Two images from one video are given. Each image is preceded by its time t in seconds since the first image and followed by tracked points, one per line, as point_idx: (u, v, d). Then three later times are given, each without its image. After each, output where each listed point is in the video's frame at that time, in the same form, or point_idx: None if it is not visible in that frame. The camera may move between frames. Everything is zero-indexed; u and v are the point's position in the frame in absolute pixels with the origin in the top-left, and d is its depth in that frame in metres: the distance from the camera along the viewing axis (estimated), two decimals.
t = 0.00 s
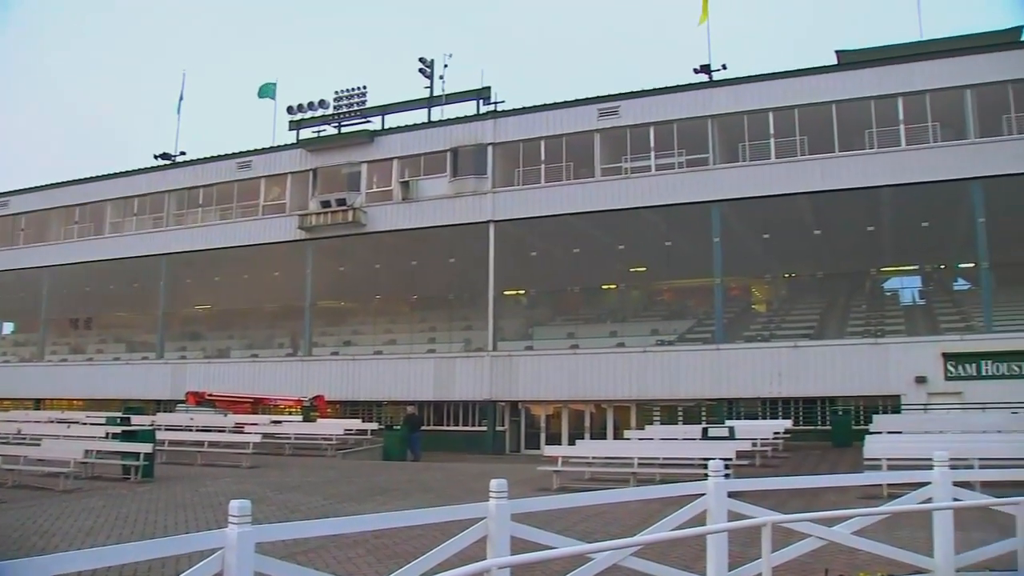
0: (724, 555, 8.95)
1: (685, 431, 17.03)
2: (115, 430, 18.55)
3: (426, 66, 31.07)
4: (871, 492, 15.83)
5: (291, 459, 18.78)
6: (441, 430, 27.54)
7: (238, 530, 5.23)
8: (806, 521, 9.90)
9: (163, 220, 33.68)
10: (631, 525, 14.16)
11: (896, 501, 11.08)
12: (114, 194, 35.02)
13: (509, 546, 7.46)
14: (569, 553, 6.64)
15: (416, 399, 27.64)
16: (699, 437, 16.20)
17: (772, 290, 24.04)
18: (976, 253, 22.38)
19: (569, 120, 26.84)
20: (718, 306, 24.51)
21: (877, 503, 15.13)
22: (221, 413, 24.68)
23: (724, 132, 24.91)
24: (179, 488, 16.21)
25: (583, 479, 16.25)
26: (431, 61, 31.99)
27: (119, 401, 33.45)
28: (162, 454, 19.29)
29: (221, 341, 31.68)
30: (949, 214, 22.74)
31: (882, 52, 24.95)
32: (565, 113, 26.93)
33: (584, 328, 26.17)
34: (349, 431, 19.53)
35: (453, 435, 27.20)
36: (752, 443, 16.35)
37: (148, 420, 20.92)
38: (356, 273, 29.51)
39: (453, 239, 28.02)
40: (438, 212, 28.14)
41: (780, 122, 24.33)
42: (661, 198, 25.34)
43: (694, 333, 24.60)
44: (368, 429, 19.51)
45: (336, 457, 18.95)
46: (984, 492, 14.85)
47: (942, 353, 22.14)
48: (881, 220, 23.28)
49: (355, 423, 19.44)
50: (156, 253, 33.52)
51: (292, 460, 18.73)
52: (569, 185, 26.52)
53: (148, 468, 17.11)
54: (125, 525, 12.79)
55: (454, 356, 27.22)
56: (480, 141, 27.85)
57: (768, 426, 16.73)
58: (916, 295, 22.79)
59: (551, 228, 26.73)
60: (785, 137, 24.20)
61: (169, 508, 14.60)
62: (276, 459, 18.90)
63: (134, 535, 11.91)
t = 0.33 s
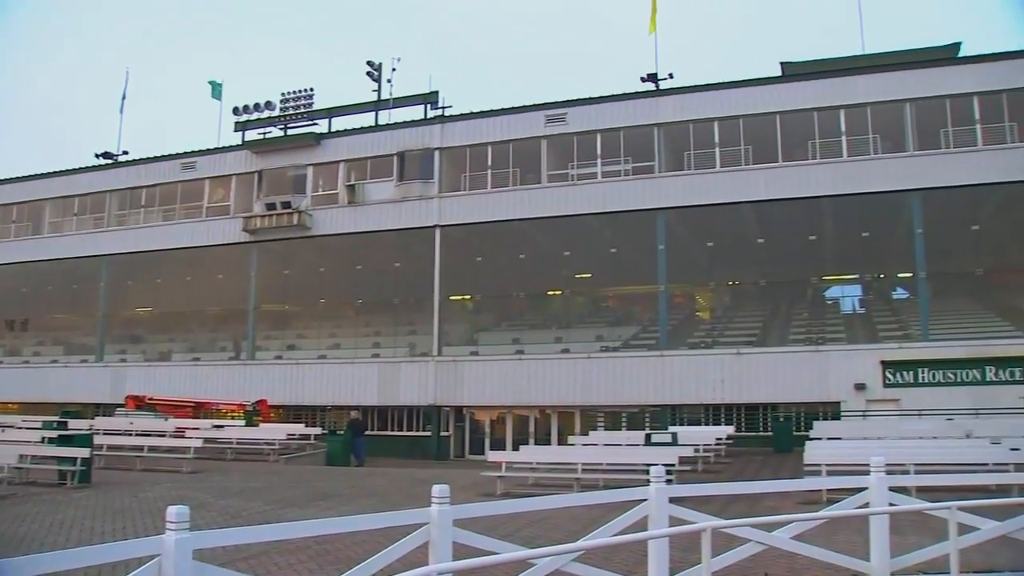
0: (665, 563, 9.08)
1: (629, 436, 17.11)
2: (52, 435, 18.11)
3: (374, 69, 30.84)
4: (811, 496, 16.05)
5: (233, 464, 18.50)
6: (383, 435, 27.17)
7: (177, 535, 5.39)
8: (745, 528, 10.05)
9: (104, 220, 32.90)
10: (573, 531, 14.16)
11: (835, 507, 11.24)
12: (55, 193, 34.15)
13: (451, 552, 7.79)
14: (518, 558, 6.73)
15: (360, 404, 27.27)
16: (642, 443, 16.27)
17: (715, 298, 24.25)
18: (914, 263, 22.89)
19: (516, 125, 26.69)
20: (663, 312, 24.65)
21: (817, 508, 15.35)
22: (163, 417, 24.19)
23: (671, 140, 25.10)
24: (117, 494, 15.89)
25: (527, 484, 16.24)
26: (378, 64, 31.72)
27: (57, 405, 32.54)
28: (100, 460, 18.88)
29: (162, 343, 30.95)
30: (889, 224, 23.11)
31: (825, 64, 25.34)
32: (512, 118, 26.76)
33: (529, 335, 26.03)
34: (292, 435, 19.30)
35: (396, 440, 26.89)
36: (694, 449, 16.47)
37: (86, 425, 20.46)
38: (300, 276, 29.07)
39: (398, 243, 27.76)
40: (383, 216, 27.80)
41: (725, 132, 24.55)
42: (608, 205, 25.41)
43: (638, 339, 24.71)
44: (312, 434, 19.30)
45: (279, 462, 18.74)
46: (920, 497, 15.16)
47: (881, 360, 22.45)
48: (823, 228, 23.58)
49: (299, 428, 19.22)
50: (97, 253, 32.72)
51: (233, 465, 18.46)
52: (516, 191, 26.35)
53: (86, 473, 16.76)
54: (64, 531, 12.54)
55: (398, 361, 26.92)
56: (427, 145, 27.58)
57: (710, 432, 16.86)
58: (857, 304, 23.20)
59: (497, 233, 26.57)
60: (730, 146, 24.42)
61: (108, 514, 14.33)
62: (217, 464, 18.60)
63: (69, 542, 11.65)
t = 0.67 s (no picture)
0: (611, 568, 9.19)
1: (578, 442, 17.10)
2: None
3: (327, 72, 30.59)
4: (758, 501, 16.21)
5: (178, 470, 18.21)
6: (331, 440, 26.86)
7: (116, 543, 5.44)
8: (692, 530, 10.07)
9: (48, 220, 31.97)
10: (521, 537, 14.16)
11: (782, 511, 11.39)
12: None
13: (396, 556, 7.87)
14: (467, 562, 6.71)
15: (309, 409, 26.84)
16: (591, 448, 16.28)
17: (665, 304, 24.34)
18: (860, 272, 23.28)
19: (468, 130, 26.58)
20: (614, 319, 24.66)
21: (763, 513, 15.50)
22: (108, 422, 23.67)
23: (621, 147, 25.17)
24: (56, 500, 15.54)
25: (476, 489, 16.20)
26: (331, 67, 31.45)
27: None
28: (41, 465, 18.47)
29: (107, 346, 29.96)
30: (835, 234, 23.43)
31: (774, 75, 25.65)
32: (464, 123, 26.63)
33: (478, 340, 25.76)
34: (240, 440, 19.09)
35: (345, 445, 26.54)
36: (643, 455, 16.54)
37: (27, 429, 19.97)
38: (249, 279, 28.58)
39: (348, 247, 27.46)
40: (334, 220, 27.50)
41: (676, 140, 24.71)
42: (560, 211, 25.32)
43: (588, 345, 24.70)
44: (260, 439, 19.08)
45: (226, 467, 18.46)
46: (862, 502, 15.38)
47: (827, 367, 22.75)
48: (771, 237, 23.80)
49: (247, 433, 19.00)
50: (41, 254, 31.74)
51: (178, 470, 18.17)
52: (466, 197, 26.19)
53: (25, 479, 16.37)
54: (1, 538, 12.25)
55: (346, 365, 26.59)
56: (378, 150, 27.40)
57: (660, 438, 16.95)
58: (804, 312, 23.54)
59: (448, 237, 26.41)
60: (681, 154, 24.58)
61: (49, 520, 14.03)
62: (162, 469, 18.28)
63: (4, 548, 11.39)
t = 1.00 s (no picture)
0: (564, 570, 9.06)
1: (531, 448, 17.18)
2: None
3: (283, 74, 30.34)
4: (710, 507, 16.32)
5: (127, 474, 18.00)
6: (282, 444, 26.34)
7: (60, 550, 5.25)
8: (643, 537, 9.97)
9: None
10: (472, 543, 14.15)
11: (733, 516, 11.37)
12: None
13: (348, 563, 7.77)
14: (410, 570, 6.66)
15: (260, 413, 26.38)
16: (545, 454, 16.37)
17: (619, 311, 24.45)
18: (813, 280, 23.65)
19: (423, 133, 26.41)
20: (569, 324, 24.70)
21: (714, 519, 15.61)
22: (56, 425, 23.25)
23: (577, 152, 25.20)
24: None
25: (429, 495, 16.16)
26: (287, 68, 31.17)
27: None
28: None
29: (57, 348, 29.12)
30: (788, 243, 24.01)
31: (729, 84, 25.90)
32: (420, 127, 26.46)
33: (432, 344, 25.61)
34: (189, 444, 19.00)
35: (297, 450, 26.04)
36: (597, 461, 16.61)
37: None
38: (202, 281, 28.14)
39: (304, 251, 27.29)
40: (288, 223, 27.22)
41: (632, 147, 24.84)
42: (516, 217, 25.27)
43: (542, 350, 24.63)
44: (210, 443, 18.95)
45: (176, 472, 18.27)
46: (811, 507, 15.59)
47: (778, 374, 22.97)
48: (725, 245, 24.20)
49: (196, 437, 18.94)
50: None
51: (126, 475, 17.98)
52: (421, 202, 26.01)
53: None
54: None
55: (297, 369, 26.22)
56: (334, 152, 27.20)
57: (615, 444, 17.03)
58: (757, 319, 23.72)
59: (405, 242, 26.24)
60: (636, 162, 24.71)
61: None
62: (112, 474, 18.03)
63: None
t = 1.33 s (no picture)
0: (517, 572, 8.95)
1: (486, 449, 17.20)
2: None
3: (239, 70, 30.02)
4: (664, 508, 16.43)
5: (76, 476, 17.73)
6: (237, 444, 26.17)
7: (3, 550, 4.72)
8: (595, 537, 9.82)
9: None
10: (426, 544, 14.13)
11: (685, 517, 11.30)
12: None
13: (301, 565, 7.48)
14: (366, 570, 6.60)
15: (214, 413, 26.12)
16: (500, 454, 16.44)
17: (576, 313, 24.57)
18: (767, 284, 23.93)
19: (380, 133, 26.32)
20: (524, 326, 24.74)
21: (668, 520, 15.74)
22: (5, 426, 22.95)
23: (535, 153, 25.25)
24: None
25: (384, 496, 16.13)
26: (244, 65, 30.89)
27: None
28: None
29: (3, 347, 28.53)
30: (742, 246, 24.04)
31: (686, 88, 26.19)
32: (379, 126, 26.34)
33: (387, 345, 25.51)
34: (140, 444, 18.81)
35: (252, 451, 26.01)
36: (553, 461, 16.68)
37: None
38: (155, 280, 27.75)
39: (259, 249, 26.86)
40: (242, 221, 26.93)
41: (589, 149, 24.94)
42: (474, 217, 25.28)
43: (498, 352, 24.63)
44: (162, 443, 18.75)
45: (127, 473, 18.09)
46: (762, 508, 15.82)
47: (732, 377, 23.25)
48: (681, 248, 24.21)
49: (148, 438, 18.76)
50: None
51: (75, 476, 17.76)
52: (378, 201, 25.92)
53: None
54: None
55: (252, 369, 25.98)
56: (289, 150, 27.00)
57: (570, 445, 17.13)
58: (712, 322, 23.95)
59: (362, 242, 26.01)
60: (593, 164, 24.85)
61: None
62: (61, 476, 17.73)
63: None
